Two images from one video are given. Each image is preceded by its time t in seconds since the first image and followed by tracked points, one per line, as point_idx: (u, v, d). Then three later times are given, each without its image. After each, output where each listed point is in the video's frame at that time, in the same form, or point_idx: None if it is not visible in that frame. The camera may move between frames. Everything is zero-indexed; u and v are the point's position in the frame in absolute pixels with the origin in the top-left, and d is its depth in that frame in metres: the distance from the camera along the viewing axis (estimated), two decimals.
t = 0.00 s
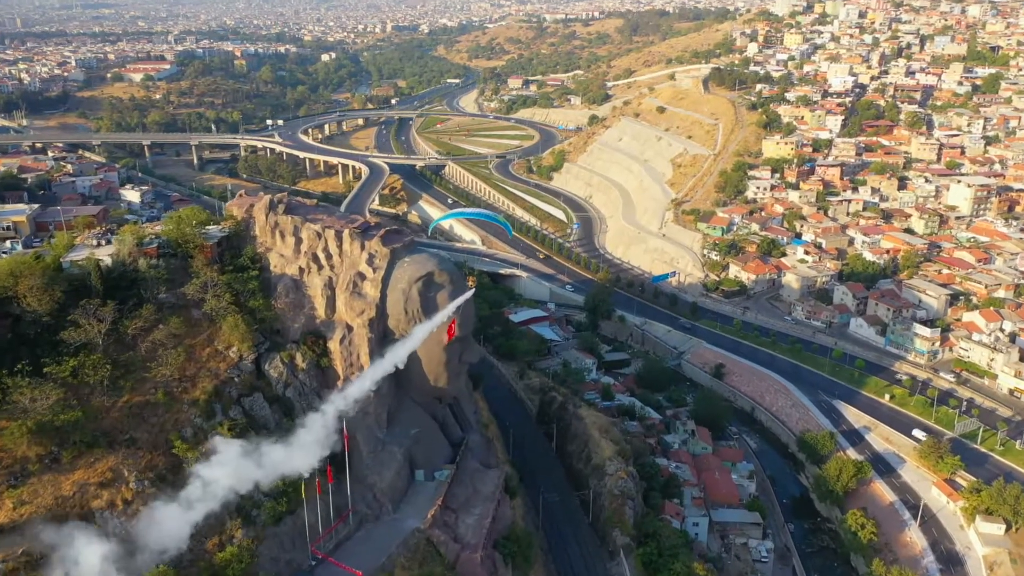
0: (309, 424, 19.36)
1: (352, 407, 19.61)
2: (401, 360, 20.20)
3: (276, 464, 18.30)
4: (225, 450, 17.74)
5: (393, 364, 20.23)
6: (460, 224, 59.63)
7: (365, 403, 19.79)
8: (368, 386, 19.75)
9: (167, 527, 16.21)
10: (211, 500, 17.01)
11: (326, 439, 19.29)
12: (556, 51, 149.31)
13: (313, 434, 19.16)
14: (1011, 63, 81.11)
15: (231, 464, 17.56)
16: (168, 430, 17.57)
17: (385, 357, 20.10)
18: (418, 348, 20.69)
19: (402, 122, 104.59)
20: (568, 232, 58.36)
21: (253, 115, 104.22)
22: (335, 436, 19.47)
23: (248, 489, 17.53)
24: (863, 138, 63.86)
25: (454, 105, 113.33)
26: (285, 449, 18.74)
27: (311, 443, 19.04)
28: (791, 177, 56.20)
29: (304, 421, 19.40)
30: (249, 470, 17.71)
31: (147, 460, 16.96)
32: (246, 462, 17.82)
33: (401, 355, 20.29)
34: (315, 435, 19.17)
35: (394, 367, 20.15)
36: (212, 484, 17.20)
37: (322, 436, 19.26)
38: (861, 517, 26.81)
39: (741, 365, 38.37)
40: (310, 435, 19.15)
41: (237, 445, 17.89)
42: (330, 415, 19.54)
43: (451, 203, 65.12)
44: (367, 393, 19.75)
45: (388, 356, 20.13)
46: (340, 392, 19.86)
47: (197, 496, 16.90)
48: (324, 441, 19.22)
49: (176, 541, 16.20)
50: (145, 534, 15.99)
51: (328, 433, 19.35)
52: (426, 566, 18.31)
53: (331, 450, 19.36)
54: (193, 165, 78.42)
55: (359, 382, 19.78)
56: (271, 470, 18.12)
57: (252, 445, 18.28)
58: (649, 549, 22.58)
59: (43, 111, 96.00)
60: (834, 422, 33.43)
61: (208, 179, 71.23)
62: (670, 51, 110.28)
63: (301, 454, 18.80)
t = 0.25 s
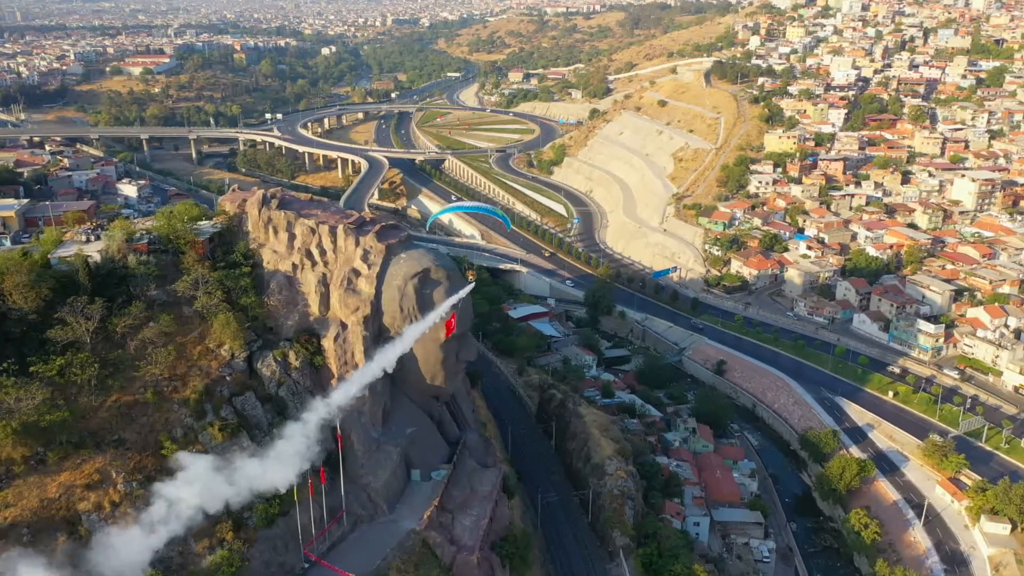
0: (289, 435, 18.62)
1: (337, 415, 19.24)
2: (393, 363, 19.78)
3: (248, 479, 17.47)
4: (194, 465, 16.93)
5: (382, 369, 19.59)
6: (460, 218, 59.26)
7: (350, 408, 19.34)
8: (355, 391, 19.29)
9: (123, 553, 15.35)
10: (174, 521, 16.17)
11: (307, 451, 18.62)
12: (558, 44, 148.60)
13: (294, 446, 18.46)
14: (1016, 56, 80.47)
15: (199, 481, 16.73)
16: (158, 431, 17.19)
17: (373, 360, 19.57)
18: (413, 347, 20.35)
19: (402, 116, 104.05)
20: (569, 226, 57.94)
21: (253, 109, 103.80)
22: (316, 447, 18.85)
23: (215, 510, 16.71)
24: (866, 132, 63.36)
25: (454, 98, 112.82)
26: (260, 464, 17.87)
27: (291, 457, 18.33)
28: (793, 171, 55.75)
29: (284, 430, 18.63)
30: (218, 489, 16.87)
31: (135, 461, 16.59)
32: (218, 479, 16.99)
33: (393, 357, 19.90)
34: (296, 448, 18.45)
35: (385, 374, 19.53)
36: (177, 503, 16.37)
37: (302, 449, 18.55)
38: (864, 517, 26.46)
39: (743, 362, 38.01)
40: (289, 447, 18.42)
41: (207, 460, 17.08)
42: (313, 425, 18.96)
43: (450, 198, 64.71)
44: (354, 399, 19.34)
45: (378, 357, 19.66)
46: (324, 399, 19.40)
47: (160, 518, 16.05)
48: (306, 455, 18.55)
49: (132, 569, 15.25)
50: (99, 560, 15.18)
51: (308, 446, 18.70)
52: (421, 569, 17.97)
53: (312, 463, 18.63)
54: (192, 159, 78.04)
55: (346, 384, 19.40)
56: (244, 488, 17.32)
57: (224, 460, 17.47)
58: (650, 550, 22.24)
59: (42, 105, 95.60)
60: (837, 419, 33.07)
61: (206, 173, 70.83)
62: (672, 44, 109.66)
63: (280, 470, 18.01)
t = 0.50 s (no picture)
0: (269, 448, 17.88)
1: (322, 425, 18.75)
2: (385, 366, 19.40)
3: (220, 497, 16.61)
4: (160, 485, 16.09)
5: (372, 374, 19.32)
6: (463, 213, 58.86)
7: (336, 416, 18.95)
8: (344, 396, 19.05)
9: None
10: (134, 547, 15.20)
11: (288, 466, 17.85)
12: (562, 38, 147.80)
13: (273, 459, 17.70)
14: None
15: (167, 500, 15.95)
16: (150, 431, 16.82)
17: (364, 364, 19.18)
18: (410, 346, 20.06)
19: (405, 110, 103.47)
20: (572, 221, 57.46)
21: (256, 103, 103.35)
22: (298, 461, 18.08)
23: (181, 534, 15.85)
24: (873, 127, 62.70)
25: (458, 92, 112.22)
26: (235, 480, 17.06)
27: (271, 472, 17.51)
28: (800, 166, 55.14)
29: (263, 442, 17.94)
30: (185, 509, 16.03)
31: (127, 462, 16.22)
32: (186, 497, 16.20)
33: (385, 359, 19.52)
34: (274, 462, 17.67)
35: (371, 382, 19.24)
36: (138, 525, 15.46)
37: (282, 464, 17.79)
38: (872, 518, 26.02)
39: (748, 359, 37.59)
40: (268, 461, 17.62)
41: (174, 478, 16.29)
42: (295, 437, 18.33)
43: (453, 192, 64.23)
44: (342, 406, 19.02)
45: (368, 361, 19.25)
46: (309, 407, 18.88)
47: (119, 541, 15.14)
48: (286, 469, 17.77)
49: None
50: None
51: (290, 460, 17.95)
52: (419, 572, 17.61)
53: (294, 478, 17.80)
54: (194, 153, 77.65)
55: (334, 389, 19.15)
56: (214, 508, 16.45)
57: (197, 477, 16.72)
58: (653, 552, 21.86)
59: (44, 99, 95.27)
60: (843, 418, 32.63)
61: (208, 167, 70.43)
62: (677, 38, 108.88)
63: (256, 488, 17.13)
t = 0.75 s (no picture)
0: (247, 462, 17.19)
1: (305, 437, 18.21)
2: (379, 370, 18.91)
3: (190, 518, 15.84)
4: (122, 507, 15.22)
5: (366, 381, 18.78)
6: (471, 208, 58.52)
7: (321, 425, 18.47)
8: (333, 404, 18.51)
9: None
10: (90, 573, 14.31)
11: (267, 482, 17.14)
12: (572, 32, 147.02)
13: (252, 474, 17.03)
14: None
15: (130, 521, 15.07)
16: (147, 430, 16.54)
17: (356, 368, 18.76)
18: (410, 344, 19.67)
19: (414, 104, 103.10)
20: (581, 217, 56.98)
21: (265, 97, 103.21)
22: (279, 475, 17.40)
23: (144, 560, 14.93)
24: (886, 122, 61.89)
25: (467, 87, 111.78)
26: (209, 499, 16.30)
27: (248, 488, 16.80)
28: (811, 161, 54.46)
29: (239, 454, 17.25)
30: (151, 531, 15.21)
31: (123, 462, 15.92)
32: (151, 517, 15.35)
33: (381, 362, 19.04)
34: (252, 480, 16.94)
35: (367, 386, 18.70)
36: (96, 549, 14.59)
37: (261, 480, 17.07)
38: (883, 521, 25.54)
39: (758, 357, 37.10)
40: (245, 475, 16.92)
41: (141, 498, 15.49)
42: (277, 449, 17.74)
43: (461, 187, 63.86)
44: (328, 415, 18.50)
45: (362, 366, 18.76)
46: (292, 416, 18.34)
47: (75, 566, 14.27)
48: (265, 485, 17.05)
49: None
50: None
51: (270, 477, 17.25)
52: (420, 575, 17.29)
53: (273, 494, 17.07)
54: (202, 148, 77.55)
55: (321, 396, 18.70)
56: (181, 530, 15.64)
57: (166, 496, 15.93)
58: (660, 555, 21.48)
59: (54, 93, 95.41)
60: (855, 417, 32.11)
61: (216, 162, 70.28)
62: (688, 32, 108.01)
63: (231, 508, 16.34)
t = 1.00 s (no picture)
0: (222, 477, 16.43)
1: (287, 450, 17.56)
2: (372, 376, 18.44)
3: (154, 539, 14.92)
4: (75, 529, 14.44)
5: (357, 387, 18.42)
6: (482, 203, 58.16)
7: (307, 433, 18.02)
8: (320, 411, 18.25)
9: None
10: None
11: (245, 499, 16.37)
12: (586, 27, 146.10)
13: (227, 488, 16.29)
14: None
15: (84, 545, 14.27)
16: (147, 428, 16.29)
17: (348, 373, 18.48)
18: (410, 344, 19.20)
19: (427, 99, 102.76)
20: (594, 213, 56.45)
21: (278, 91, 103.13)
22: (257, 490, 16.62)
23: None
24: (904, 117, 60.92)
25: (480, 81, 111.32)
26: (178, 518, 15.42)
27: (221, 504, 16.00)
28: (827, 158, 53.66)
29: (214, 467, 16.52)
30: (109, 554, 14.33)
31: (122, 461, 15.67)
32: (109, 540, 14.49)
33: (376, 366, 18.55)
34: (227, 495, 16.15)
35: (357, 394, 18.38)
36: None
37: (238, 496, 16.31)
38: (900, 525, 24.89)
39: (771, 356, 36.55)
40: (218, 490, 16.15)
41: (101, 520, 14.66)
42: (255, 461, 17.00)
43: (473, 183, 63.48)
44: (315, 424, 18.18)
45: (352, 370, 18.48)
46: (275, 425, 17.72)
47: None
48: (241, 502, 16.28)
49: None
50: None
51: (249, 492, 16.49)
52: None
53: (250, 512, 16.28)
54: (215, 142, 77.52)
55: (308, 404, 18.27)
56: (142, 554, 14.64)
57: (130, 517, 15.05)
58: (669, 558, 21.09)
59: (69, 87, 95.68)
60: (870, 419, 31.52)
61: (228, 156, 70.16)
62: (703, 26, 106.97)
63: (200, 527, 15.44)
